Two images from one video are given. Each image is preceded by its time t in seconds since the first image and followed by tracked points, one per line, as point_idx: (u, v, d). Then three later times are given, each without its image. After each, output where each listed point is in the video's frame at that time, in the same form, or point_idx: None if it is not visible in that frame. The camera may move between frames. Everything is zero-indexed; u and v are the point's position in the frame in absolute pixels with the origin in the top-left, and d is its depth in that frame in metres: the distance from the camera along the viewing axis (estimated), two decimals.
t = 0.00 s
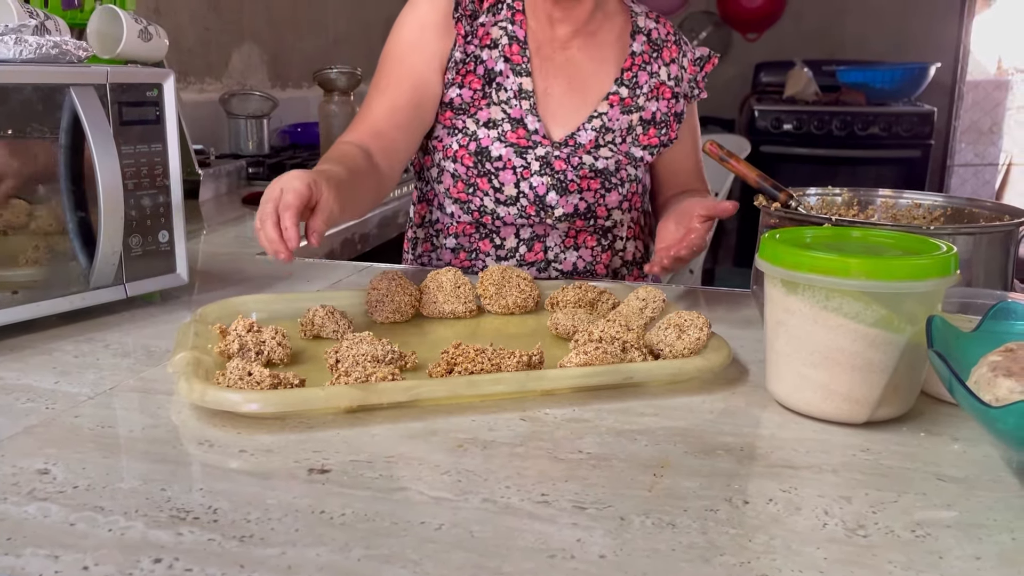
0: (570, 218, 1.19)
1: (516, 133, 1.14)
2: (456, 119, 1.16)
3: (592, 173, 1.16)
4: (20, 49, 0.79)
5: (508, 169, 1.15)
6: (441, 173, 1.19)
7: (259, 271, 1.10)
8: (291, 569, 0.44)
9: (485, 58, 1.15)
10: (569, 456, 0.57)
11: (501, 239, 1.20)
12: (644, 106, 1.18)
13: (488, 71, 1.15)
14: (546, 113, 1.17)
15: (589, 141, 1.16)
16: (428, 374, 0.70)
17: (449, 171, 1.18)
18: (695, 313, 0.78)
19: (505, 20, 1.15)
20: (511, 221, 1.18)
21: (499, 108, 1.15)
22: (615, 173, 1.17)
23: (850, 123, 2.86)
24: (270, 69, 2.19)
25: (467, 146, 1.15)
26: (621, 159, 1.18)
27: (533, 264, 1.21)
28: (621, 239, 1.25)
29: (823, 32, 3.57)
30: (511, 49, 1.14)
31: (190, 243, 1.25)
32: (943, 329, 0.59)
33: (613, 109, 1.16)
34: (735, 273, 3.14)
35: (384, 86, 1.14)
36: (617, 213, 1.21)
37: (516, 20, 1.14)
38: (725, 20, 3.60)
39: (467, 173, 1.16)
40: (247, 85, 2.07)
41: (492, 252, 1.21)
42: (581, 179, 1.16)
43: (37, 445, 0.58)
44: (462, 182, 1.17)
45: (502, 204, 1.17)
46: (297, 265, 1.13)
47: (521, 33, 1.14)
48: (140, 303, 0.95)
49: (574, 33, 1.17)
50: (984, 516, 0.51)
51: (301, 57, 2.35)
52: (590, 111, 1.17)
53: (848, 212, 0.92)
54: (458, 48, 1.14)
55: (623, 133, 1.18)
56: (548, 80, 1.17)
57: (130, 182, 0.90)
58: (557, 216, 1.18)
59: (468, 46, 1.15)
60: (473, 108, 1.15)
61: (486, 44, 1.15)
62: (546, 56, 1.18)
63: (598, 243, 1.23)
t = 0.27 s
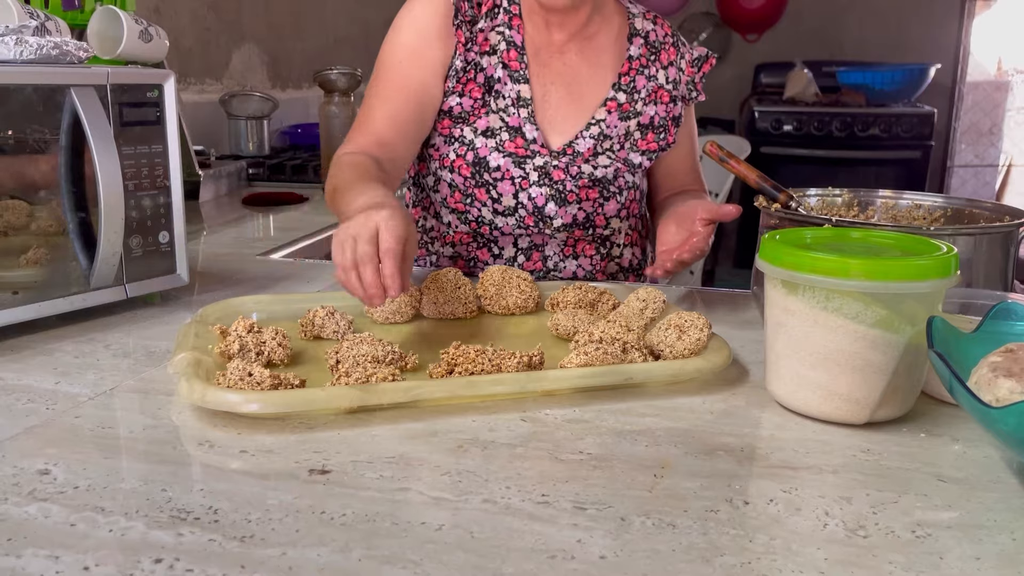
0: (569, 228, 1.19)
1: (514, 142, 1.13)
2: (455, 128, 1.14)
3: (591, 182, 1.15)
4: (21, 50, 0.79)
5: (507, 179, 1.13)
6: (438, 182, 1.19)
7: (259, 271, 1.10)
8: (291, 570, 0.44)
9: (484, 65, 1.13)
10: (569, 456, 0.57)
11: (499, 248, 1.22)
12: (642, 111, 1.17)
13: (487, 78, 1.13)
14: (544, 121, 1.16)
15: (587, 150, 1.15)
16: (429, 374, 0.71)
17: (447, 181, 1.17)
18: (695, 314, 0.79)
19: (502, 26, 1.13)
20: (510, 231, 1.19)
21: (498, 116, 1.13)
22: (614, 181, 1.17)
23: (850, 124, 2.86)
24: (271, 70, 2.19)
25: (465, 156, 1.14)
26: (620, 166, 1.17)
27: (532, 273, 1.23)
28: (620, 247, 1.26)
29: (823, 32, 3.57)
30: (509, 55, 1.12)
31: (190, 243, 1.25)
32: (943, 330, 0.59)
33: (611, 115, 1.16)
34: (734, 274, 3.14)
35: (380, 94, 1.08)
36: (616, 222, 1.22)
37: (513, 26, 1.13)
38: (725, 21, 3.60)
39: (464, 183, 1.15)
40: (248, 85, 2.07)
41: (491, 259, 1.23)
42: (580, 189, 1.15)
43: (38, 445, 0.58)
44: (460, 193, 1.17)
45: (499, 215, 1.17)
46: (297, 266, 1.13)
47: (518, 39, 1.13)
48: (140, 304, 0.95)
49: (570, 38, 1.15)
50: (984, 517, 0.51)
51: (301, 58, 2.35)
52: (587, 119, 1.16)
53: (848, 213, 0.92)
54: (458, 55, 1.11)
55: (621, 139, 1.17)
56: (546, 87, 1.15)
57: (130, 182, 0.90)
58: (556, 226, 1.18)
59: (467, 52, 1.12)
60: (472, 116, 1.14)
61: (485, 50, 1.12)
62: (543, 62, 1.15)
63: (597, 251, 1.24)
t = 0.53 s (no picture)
0: (564, 236, 1.21)
1: (509, 151, 1.13)
2: (451, 136, 1.13)
3: (586, 190, 1.16)
4: (22, 51, 0.79)
5: (502, 189, 1.14)
6: (433, 190, 1.19)
7: (260, 272, 1.11)
8: (290, 569, 0.44)
9: (479, 71, 1.10)
10: (568, 456, 0.58)
11: (495, 255, 1.24)
12: (637, 115, 1.17)
13: (482, 85, 1.11)
14: (539, 128, 1.14)
15: (582, 157, 1.14)
16: (429, 374, 0.71)
17: (442, 190, 1.17)
18: (694, 315, 0.79)
19: (496, 30, 1.11)
20: (506, 239, 1.20)
21: (493, 124, 1.12)
22: (608, 188, 1.17)
23: (850, 125, 2.86)
24: (271, 71, 2.19)
25: (460, 165, 1.13)
26: (615, 172, 1.17)
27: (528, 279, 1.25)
28: (615, 251, 1.28)
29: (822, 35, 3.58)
30: (504, 61, 1.10)
31: (190, 244, 1.26)
32: (942, 331, 0.59)
33: (606, 121, 1.15)
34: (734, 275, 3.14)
35: (374, 95, 1.01)
36: (611, 228, 1.24)
37: (508, 31, 1.10)
38: (725, 22, 3.61)
39: (460, 192, 1.16)
40: (248, 86, 2.07)
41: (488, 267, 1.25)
42: (575, 198, 1.16)
43: (38, 445, 0.58)
44: (455, 202, 1.17)
45: (495, 223, 1.18)
46: (297, 266, 1.13)
47: (513, 44, 1.10)
48: (140, 304, 0.95)
49: (564, 42, 1.13)
50: (982, 517, 0.51)
51: (301, 59, 2.35)
52: (582, 126, 1.15)
53: (847, 213, 0.92)
54: (455, 60, 1.08)
55: (616, 145, 1.17)
56: (541, 93, 1.14)
57: (131, 183, 0.90)
58: (552, 234, 1.19)
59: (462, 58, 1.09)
60: (469, 125, 1.12)
61: (480, 56, 1.10)
62: (537, 67, 1.14)
63: (593, 257, 1.26)
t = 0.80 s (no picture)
0: (565, 240, 1.21)
1: (508, 156, 1.12)
2: (452, 144, 1.12)
3: (586, 194, 1.16)
4: (23, 51, 0.79)
5: (502, 196, 1.14)
6: (432, 198, 1.19)
7: (261, 272, 1.11)
8: (291, 569, 0.44)
9: (477, 77, 1.09)
10: (570, 457, 0.58)
11: (496, 260, 1.25)
12: (634, 115, 1.17)
13: (481, 91, 1.10)
14: (537, 133, 1.14)
15: (581, 160, 1.14)
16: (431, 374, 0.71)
17: (441, 198, 1.18)
18: (696, 315, 0.79)
19: (491, 35, 1.10)
20: (506, 244, 1.21)
21: (491, 129, 1.11)
22: (608, 191, 1.18)
23: (851, 126, 2.87)
24: (273, 72, 2.20)
25: (459, 173, 1.14)
26: (614, 175, 1.17)
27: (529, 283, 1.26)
28: (616, 253, 1.28)
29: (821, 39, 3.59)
30: (500, 65, 1.10)
31: (191, 245, 1.26)
32: (944, 331, 0.59)
33: (603, 122, 1.15)
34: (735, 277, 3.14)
35: (379, 104, 0.98)
36: (611, 230, 1.25)
37: (502, 35, 1.10)
38: (725, 24, 3.62)
39: (459, 200, 1.16)
40: (249, 87, 2.07)
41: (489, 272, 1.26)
42: (575, 202, 1.16)
43: (39, 445, 0.58)
44: (454, 209, 1.18)
45: (496, 229, 1.18)
46: (299, 267, 1.13)
47: (508, 48, 1.10)
48: (141, 305, 0.95)
49: (558, 44, 1.13)
50: (985, 517, 0.51)
51: (303, 60, 2.36)
52: (580, 128, 1.15)
53: (849, 214, 0.92)
54: (456, 67, 1.06)
55: (614, 146, 1.17)
56: (537, 96, 1.13)
57: (132, 183, 0.90)
58: (553, 239, 1.20)
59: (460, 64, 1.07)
60: (469, 132, 1.11)
61: (478, 61, 1.09)
62: (533, 70, 1.13)
63: (594, 260, 1.28)
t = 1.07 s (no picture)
0: (563, 241, 1.20)
1: (505, 156, 1.12)
2: (451, 145, 1.12)
3: (585, 195, 1.15)
4: (25, 54, 0.79)
5: (500, 196, 1.14)
6: (430, 201, 1.20)
7: (262, 274, 1.11)
8: (292, 571, 0.45)
9: (475, 78, 1.09)
10: (570, 459, 0.58)
11: (495, 262, 1.24)
12: (630, 116, 1.17)
13: (479, 92, 1.10)
14: (535, 134, 1.15)
15: (577, 161, 1.15)
16: (432, 376, 0.71)
17: (439, 200, 1.18)
18: (696, 318, 0.79)
19: (488, 36, 1.10)
20: (505, 245, 1.21)
21: (488, 131, 1.12)
22: (605, 192, 1.17)
23: (851, 129, 2.88)
24: (274, 74, 2.20)
25: (458, 174, 1.14)
26: (612, 175, 1.17)
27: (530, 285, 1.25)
28: (615, 254, 1.28)
29: (821, 42, 3.60)
30: (496, 67, 1.10)
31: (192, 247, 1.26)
32: (943, 334, 0.59)
33: (599, 123, 1.16)
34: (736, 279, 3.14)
35: (379, 105, 0.99)
36: (609, 231, 1.25)
37: (499, 36, 1.10)
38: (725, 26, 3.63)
39: (457, 201, 1.16)
40: (250, 89, 2.08)
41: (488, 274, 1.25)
42: (574, 203, 1.15)
43: (41, 447, 0.58)
44: (452, 210, 1.18)
45: (494, 230, 1.18)
46: (300, 269, 1.13)
47: (505, 49, 1.10)
48: (143, 307, 0.96)
49: (554, 45, 1.14)
50: (984, 520, 0.51)
51: (304, 62, 2.36)
52: (576, 130, 1.16)
53: (849, 217, 0.92)
54: (454, 68, 1.06)
55: (611, 146, 1.18)
56: (534, 98, 1.14)
57: (134, 186, 0.90)
58: (551, 240, 1.19)
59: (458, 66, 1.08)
60: (467, 134, 1.11)
61: (475, 63, 1.09)
62: (530, 71, 1.13)
63: (593, 260, 1.27)
